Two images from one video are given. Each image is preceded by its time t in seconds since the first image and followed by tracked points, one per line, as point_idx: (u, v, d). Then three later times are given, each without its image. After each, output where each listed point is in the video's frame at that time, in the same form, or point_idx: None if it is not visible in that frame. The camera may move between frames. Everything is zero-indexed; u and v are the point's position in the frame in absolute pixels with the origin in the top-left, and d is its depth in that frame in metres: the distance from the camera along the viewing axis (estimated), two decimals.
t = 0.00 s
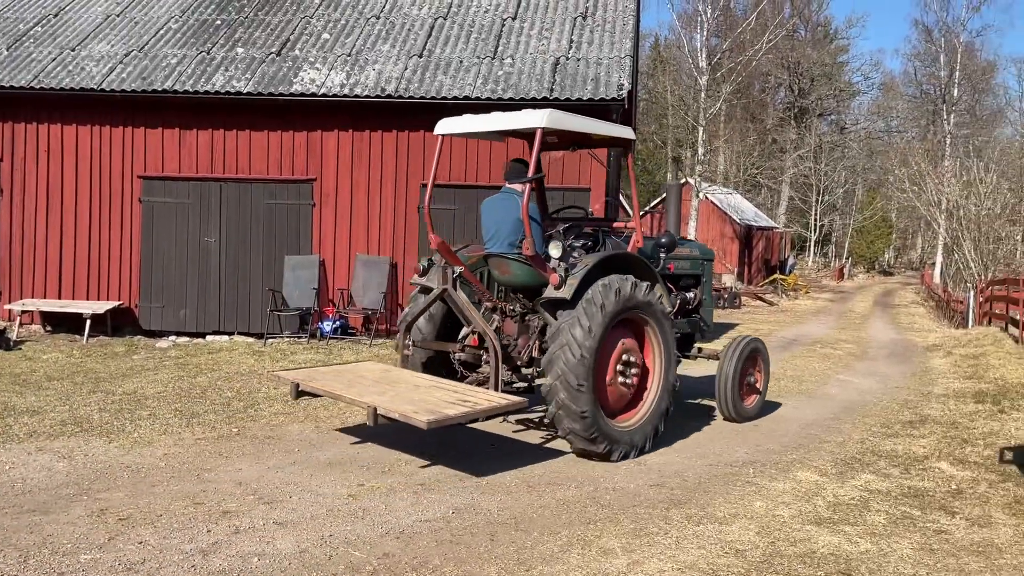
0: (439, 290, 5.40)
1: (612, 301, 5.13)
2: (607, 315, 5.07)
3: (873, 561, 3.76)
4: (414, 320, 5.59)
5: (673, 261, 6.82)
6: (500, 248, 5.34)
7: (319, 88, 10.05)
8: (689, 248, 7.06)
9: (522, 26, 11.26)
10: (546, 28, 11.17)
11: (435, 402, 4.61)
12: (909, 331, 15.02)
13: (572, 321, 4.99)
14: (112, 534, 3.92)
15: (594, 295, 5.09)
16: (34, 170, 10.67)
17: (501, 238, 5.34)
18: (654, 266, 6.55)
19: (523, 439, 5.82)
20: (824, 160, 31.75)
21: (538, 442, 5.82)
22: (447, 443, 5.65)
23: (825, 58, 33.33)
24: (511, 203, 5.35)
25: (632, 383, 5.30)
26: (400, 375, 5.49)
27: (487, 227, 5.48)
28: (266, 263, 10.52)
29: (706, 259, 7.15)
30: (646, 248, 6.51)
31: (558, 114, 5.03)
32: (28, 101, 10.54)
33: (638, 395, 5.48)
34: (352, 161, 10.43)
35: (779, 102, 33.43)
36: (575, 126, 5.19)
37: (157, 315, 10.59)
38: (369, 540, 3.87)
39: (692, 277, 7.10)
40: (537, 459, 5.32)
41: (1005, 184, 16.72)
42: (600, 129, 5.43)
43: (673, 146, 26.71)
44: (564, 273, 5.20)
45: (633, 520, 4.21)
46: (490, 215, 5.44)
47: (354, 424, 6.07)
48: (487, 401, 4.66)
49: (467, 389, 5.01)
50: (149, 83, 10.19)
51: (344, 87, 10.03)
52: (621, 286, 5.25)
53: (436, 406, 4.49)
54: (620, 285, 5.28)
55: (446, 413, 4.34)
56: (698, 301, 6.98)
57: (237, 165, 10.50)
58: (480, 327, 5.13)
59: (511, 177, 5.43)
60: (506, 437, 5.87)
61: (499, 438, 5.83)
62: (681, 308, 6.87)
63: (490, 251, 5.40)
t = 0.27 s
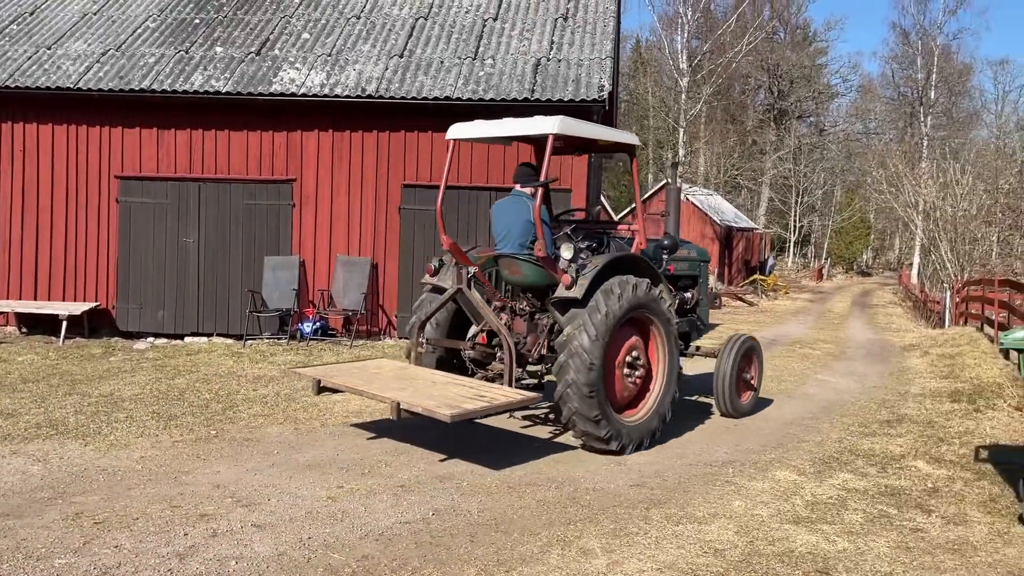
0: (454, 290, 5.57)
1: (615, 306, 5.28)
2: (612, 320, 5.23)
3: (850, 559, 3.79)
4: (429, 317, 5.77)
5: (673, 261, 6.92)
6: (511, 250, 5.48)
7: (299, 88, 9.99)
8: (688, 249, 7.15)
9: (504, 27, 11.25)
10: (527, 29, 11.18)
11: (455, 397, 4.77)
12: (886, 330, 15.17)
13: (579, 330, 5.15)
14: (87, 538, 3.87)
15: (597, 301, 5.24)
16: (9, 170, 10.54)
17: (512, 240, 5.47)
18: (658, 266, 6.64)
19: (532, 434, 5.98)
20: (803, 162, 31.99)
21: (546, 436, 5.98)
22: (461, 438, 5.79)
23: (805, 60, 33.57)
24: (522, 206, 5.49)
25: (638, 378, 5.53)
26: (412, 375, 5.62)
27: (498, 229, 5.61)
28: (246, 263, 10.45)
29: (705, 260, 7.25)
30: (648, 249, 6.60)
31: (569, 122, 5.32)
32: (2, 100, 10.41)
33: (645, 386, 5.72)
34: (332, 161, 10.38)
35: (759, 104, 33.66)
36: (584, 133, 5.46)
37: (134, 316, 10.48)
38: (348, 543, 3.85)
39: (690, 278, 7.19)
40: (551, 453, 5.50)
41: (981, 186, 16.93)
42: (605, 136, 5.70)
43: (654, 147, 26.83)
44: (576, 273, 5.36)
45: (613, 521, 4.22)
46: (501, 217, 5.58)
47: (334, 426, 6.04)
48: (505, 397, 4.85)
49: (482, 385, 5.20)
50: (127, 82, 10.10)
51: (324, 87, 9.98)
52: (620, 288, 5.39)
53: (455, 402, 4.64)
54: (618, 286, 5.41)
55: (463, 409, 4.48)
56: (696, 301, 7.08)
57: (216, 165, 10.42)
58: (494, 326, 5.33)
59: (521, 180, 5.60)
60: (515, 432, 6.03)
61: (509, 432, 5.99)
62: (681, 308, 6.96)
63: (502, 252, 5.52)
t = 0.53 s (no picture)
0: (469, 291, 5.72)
1: (619, 309, 5.44)
2: (616, 324, 5.40)
3: (829, 557, 3.82)
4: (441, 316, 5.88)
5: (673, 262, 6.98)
6: (521, 250, 5.60)
7: (280, 87, 9.94)
8: (686, 250, 7.22)
9: (486, 27, 11.24)
10: (510, 29, 11.17)
11: (477, 391, 4.97)
12: (866, 330, 15.29)
13: (586, 338, 5.32)
14: (64, 541, 3.83)
15: (602, 308, 5.41)
16: None
17: (523, 240, 5.60)
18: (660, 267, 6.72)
19: (541, 428, 6.18)
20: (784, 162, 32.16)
21: (556, 430, 6.21)
22: (473, 433, 5.97)
23: (786, 61, 33.75)
24: (532, 207, 5.63)
25: (645, 375, 5.74)
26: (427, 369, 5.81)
27: (506, 230, 5.72)
28: (227, 264, 10.39)
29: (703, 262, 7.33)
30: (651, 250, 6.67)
31: (582, 127, 5.60)
32: None
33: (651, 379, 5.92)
34: (314, 161, 10.32)
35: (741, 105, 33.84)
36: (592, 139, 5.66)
37: (114, 317, 10.40)
38: (329, 544, 3.83)
39: (688, 279, 7.26)
40: (566, 445, 5.72)
41: (959, 187, 17.07)
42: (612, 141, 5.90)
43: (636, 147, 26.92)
44: (586, 274, 5.56)
45: (594, 520, 4.22)
46: (510, 219, 5.69)
47: (316, 427, 6.01)
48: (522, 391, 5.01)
49: (497, 380, 5.36)
50: (105, 81, 10.01)
51: (306, 87, 9.94)
52: (623, 293, 5.55)
53: (476, 395, 4.82)
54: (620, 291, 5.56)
55: (485, 402, 4.66)
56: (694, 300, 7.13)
57: (197, 165, 10.34)
58: (510, 323, 5.45)
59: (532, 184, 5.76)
60: (525, 427, 6.23)
61: (520, 427, 6.20)
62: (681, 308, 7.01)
63: (511, 252, 5.64)
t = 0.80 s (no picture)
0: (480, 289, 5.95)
1: (623, 313, 5.61)
2: (622, 327, 5.57)
3: (811, 555, 3.84)
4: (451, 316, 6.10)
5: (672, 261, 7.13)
6: (531, 251, 5.87)
7: (263, 86, 9.89)
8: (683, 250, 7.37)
9: (470, 26, 11.22)
10: (494, 29, 11.16)
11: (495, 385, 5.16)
12: (849, 329, 15.39)
13: (595, 344, 5.48)
14: (43, 544, 3.79)
15: (607, 313, 5.57)
16: None
17: (533, 242, 5.86)
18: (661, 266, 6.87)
19: (550, 422, 6.40)
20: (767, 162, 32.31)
21: (564, 423, 6.45)
22: (482, 427, 6.15)
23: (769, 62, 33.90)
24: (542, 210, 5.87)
25: (650, 370, 5.94)
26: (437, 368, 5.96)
27: (517, 231, 5.98)
28: (208, 264, 10.32)
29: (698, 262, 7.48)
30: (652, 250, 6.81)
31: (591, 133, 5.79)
32: None
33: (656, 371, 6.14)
34: (297, 161, 10.28)
35: (725, 105, 33.99)
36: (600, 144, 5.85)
37: (94, 317, 10.31)
38: (311, 545, 3.81)
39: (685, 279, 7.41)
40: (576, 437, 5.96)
41: (940, 187, 17.21)
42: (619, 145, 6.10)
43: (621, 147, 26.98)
44: (594, 273, 5.78)
45: (578, 520, 4.22)
46: (520, 221, 5.95)
47: (299, 427, 5.99)
48: (539, 386, 5.20)
49: (514, 375, 5.56)
50: (86, 79, 9.92)
51: (289, 86, 9.89)
52: (624, 298, 5.69)
53: (494, 390, 5.00)
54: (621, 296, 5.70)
55: (505, 396, 4.84)
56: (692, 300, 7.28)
57: (178, 164, 10.27)
58: (522, 320, 5.64)
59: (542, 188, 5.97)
60: (533, 420, 6.45)
61: (529, 421, 6.42)
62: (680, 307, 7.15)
63: (522, 253, 5.91)
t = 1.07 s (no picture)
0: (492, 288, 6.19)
1: (626, 318, 5.82)
2: (627, 331, 5.79)
3: (794, 553, 3.87)
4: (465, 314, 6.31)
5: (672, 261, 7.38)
6: (540, 251, 6.06)
7: (247, 85, 9.85)
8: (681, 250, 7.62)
9: (456, 26, 11.21)
10: (479, 29, 11.15)
11: (512, 380, 5.35)
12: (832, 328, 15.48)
13: (601, 351, 5.72)
14: (24, 547, 3.75)
15: (612, 320, 5.78)
16: None
17: (542, 243, 6.06)
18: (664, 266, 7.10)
19: (557, 417, 6.62)
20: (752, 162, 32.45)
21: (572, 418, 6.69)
22: (495, 422, 6.36)
23: (754, 62, 34.03)
24: (551, 213, 6.09)
25: (656, 365, 6.20)
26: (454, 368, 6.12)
27: (527, 233, 6.19)
28: (193, 264, 10.26)
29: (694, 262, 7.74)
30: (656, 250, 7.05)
31: (599, 139, 6.03)
32: None
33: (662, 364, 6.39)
34: (282, 161, 10.23)
35: (710, 105, 34.11)
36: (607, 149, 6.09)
37: (77, 318, 10.23)
38: (296, 547, 3.80)
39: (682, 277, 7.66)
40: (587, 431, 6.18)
41: (923, 187, 17.34)
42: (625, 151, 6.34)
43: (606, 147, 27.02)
44: (604, 274, 6.03)
45: (564, 519, 4.23)
46: (530, 223, 6.16)
47: (284, 428, 5.96)
48: (551, 381, 5.40)
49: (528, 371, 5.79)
50: (68, 78, 9.84)
51: (274, 85, 9.85)
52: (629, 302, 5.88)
53: (510, 385, 5.16)
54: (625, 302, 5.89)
55: (520, 391, 5.02)
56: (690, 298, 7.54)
57: (162, 163, 10.20)
58: (533, 318, 5.84)
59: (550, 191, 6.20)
60: (541, 415, 6.68)
61: (539, 416, 6.65)
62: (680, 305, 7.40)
63: (531, 254, 6.10)
